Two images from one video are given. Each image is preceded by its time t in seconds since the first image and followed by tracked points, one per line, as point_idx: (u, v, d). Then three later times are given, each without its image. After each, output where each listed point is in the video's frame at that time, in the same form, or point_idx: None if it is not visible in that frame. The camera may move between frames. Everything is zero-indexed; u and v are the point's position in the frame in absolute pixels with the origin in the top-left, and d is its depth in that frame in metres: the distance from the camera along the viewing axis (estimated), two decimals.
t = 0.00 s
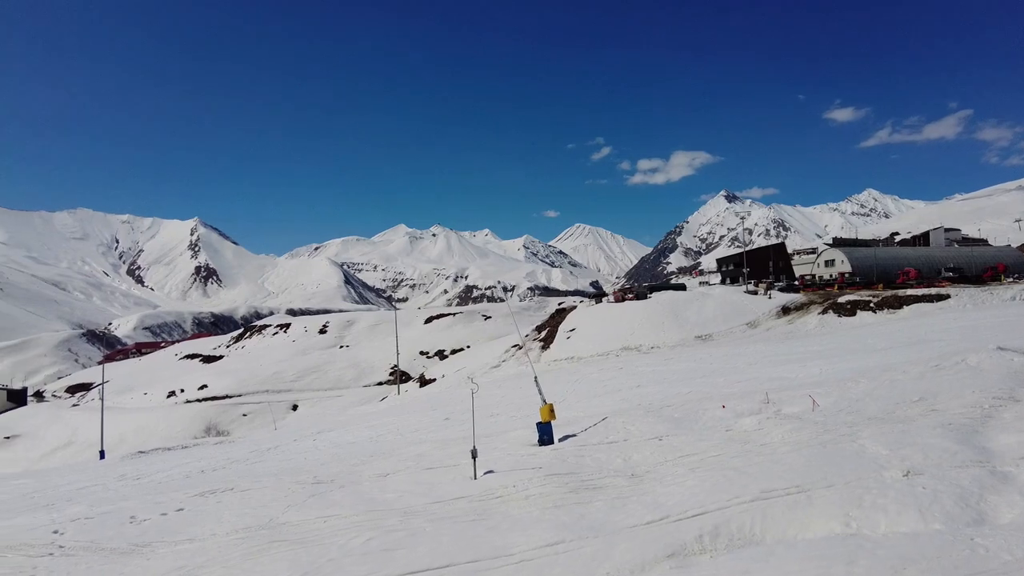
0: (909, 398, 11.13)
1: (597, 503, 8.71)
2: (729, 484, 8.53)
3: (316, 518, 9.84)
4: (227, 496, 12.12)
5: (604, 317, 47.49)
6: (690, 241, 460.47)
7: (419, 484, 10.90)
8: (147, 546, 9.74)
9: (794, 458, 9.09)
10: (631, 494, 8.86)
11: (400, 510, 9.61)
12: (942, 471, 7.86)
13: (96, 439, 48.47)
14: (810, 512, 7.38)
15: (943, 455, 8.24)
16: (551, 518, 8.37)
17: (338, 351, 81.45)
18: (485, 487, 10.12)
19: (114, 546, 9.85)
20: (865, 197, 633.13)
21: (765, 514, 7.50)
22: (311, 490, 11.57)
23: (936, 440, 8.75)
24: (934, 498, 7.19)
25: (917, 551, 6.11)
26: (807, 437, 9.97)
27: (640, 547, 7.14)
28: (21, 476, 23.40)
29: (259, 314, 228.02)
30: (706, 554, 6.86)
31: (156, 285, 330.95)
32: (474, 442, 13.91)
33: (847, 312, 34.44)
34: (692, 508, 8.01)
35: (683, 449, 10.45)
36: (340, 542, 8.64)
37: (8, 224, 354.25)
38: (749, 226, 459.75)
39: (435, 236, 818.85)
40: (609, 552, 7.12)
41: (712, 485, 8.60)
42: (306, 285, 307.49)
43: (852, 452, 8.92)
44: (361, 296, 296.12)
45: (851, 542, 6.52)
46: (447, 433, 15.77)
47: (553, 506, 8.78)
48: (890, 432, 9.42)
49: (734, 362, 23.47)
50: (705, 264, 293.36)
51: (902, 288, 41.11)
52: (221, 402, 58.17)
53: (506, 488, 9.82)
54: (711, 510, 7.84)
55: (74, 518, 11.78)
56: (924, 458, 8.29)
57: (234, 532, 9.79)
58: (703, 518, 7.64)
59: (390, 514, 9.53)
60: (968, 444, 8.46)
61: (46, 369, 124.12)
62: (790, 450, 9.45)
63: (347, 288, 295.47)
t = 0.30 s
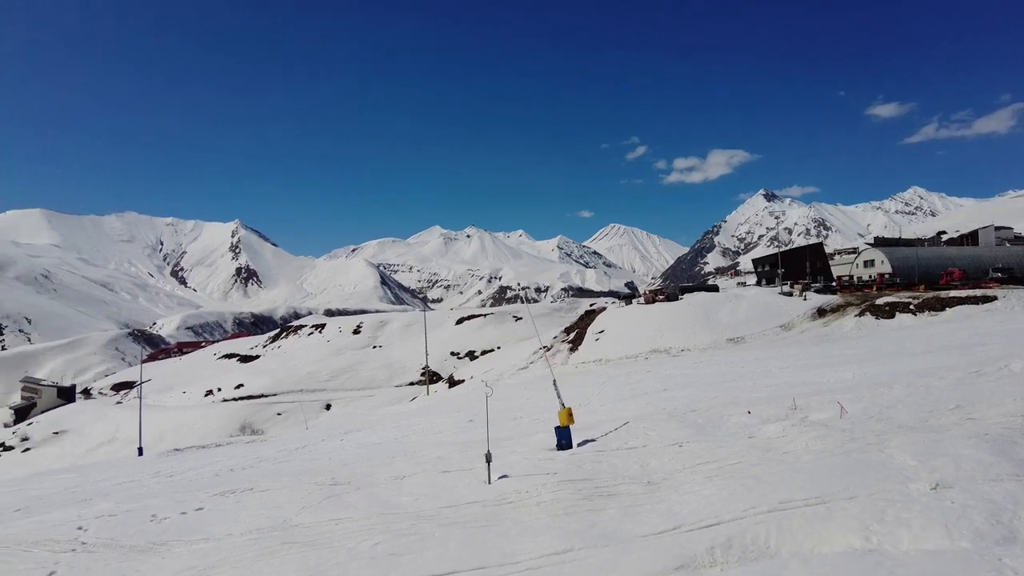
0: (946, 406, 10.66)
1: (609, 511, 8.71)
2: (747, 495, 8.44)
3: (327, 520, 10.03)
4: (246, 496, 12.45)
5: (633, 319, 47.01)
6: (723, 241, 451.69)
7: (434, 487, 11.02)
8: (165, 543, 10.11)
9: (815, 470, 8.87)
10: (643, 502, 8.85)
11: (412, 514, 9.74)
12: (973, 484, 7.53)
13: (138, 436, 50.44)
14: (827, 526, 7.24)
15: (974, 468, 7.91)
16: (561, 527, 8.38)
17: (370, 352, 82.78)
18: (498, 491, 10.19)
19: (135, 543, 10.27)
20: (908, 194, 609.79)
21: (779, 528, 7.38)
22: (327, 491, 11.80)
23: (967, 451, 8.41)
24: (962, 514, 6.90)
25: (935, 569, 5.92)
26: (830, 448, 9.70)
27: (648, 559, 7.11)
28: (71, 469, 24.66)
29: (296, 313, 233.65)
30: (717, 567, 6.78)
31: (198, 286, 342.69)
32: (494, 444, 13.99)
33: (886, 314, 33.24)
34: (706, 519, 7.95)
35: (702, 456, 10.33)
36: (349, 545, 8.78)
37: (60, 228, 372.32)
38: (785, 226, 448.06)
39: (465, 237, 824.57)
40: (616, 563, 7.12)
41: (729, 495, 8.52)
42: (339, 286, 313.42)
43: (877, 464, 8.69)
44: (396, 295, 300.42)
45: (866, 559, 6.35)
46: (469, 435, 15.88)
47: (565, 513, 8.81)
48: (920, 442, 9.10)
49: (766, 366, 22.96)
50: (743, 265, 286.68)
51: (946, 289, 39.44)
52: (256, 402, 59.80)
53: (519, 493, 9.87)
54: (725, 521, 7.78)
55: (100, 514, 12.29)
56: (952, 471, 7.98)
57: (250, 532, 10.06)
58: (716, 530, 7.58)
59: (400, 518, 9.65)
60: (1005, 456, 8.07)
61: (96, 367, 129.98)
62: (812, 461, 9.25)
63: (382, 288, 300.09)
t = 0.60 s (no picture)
0: (970, 413, 10.29)
1: (611, 519, 8.70)
2: (752, 505, 8.35)
3: (328, 523, 10.17)
4: (255, 497, 12.68)
5: (654, 320, 46.59)
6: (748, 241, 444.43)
7: (440, 491, 11.13)
8: (171, 544, 10.35)
9: (825, 480, 8.71)
10: (647, 510, 8.84)
11: (413, 518, 9.81)
12: (992, 496, 7.25)
13: (165, 435, 51.73)
14: (832, 538, 7.10)
15: (993, 480, 7.62)
16: (561, 534, 8.40)
17: (392, 352, 83.64)
18: (503, 497, 10.26)
19: (143, 543, 10.53)
20: (942, 192, 591.93)
21: (783, 539, 7.27)
22: (334, 493, 11.97)
23: (987, 462, 8.11)
24: (976, 527, 6.65)
25: None
26: (843, 457, 9.50)
27: (646, 569, 7.08)
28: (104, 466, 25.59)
29: (323, 314, 237.14)
30: None
31: (226, 287, 350.48)
32: (505, 448, 14.06)
33: (914, 316, 32.28)
34: (710, 528, 7.91)
35: (711, 464, 10.28)
36: (348, 548, 8.88)
37: (96, 232, 384.82)
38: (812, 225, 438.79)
39: (486, 239, 826.71)
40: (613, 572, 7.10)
41: (734, 505, 8.46)
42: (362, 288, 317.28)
43: (890, 474, 8.49)
44: (419, 295, 302.60)
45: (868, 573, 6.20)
46: (482, 437, 15.98)
47: (567, 520, 8.84)
48: (937, 452, 8.84)
49: (788, 369, 22.52)
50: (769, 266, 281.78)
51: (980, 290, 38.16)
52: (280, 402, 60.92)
53: (523, 499, 9.93)
54: (728, 530, 7.72)
55: (111, 514, 12.63)
56: (969, 482, 7.71)
57: (256, 533, 10.24)
58: (717, 539, 7.52)
59: (401, 522, 9.73)
60: None
61: (130, 366, 134.01)
62: (823, 470, 9.09)
63: (406, 288, 302.66)
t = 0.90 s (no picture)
0: (982, 420, 10.03)
1: (604, 525, 8.67)
2: (749, 511, 8.28)
3: (323, 526, 10.23)
4: (256, 498, 12.84)
5: (668, 321, 46.20)
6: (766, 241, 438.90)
7: (437, 494, 11.15)
8: (167, 545, 10.49)
9: (824, 488, 8.56)
10: (643, 516, 8.81)
11: (407, 522, 9.85)
12: (997, 507, 7.05)
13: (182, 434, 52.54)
14: (828, 546, 6.99)
15: (999, 491, 7.41)
16: (554, 539, 8.38)
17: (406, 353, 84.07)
18: (500, 501, 10.27)
19: (141, 543, 10.70)
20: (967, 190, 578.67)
21: (777, 547, 7.18)
22: (333, 496, 12.04)
23: (996, 472, 7.90)
24: (977, 540, 6.46)
25: None
26: (846, 463, 9.34)
27: None
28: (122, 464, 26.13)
29: (341, 314, 239.33)
30: None
31: (246, 287, 355.78)
32: (509, 451, 14.08)
33: (933, 318, 31.56)
34: (705, 534, 7.86)
35: (712, 469, 10.21)
36: (341, 551, 8.93)
37: (120, 234, 392.85)
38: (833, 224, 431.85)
39: (502, 239, 827.53)
40: None
41: (731, 511, 8.39)
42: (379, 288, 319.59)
43: (894, 482, 8.33)
44: (436, 296, 303.84)
45: None
46: (488, 440, 16.02)
47: (561, 525, 8.85)
48: (944, 459, 8.65)
49: (802, 372, 22.17)
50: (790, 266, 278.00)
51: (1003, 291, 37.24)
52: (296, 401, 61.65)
53: (518, 504, 9.94)
54: (723, 537, 7.66)
55: (114, 514, 12.87)
56: (975, 493, 7.52)
57: (253, 535, 10.36)
58: (711, 546, 7.46)
59: (396, 525, 9.77)
60: None
61: (153, 366, 136.56)
62: (825, 477, 8.96)
63: (424, 288, 304.35)
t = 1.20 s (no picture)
0: (985, 426, 9.84)
1: (591, 531, 8.62)
2: (739, 519, 8.19)
3: (313, 530, 10.26)
4: (249, 500, 12.93)
5: (677, 322, 45.94)
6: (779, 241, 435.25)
7: (430, 498, 11.15)
8: (156, 547, 10.59)
9: (817, 496, 8.45)
10: (632, 521, 8.77)
11: (396, 526, 9.87)
12: (992, 517, 6.92)
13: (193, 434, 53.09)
14: (816, 555, 6.90)
15: (996, 500, 7.28)
16: (540, 545, 8.37)
17: (415, 353, 84.33)
18: (490, 505, 10.26)
19: (131, 545, 10.80)
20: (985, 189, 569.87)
21: (764, 556, 7.10)
22: (326, 498, 12.09)
23: (994, 480, 7.76)
24: (968, 551, 6.34)
25: None
26: (841, 470, 9.23)
27: None
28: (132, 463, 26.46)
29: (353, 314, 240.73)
30: None
31: (259, 288, 359.05)
32: (506, 454, 14.08)
33: (945, 319, 31.14)
34: (692, 541, 7.81)
35: (705, 475, 10.14)
36: (326, 556, 8.95)
37: (136, 235, 398.04)
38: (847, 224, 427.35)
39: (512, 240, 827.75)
40: None
41: (720, 518, 8.32)
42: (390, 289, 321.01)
43: (889, 489, 8.21)
44: (446, 296, 304.59)
45: None
46: (488, 442, 16.02)
47: (549, 530, 8.83)
48: (942, 467, 8.51)
49: (809, 374, 21.94)
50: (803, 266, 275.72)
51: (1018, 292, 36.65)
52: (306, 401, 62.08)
53: (508, 508, 9.93)
54: (710, 544, 7.60)
55: (107, 515, 12.99)
56: (970, 502, 7.39)
57: (241, 538, 10.43)
58: (697, 554, 7.40)
59: (384, 529, 9.80)
60: None
61: (168, 365, 138.17)
62: (819, 484, 8.87)
63: (435, 288, 305.33)
